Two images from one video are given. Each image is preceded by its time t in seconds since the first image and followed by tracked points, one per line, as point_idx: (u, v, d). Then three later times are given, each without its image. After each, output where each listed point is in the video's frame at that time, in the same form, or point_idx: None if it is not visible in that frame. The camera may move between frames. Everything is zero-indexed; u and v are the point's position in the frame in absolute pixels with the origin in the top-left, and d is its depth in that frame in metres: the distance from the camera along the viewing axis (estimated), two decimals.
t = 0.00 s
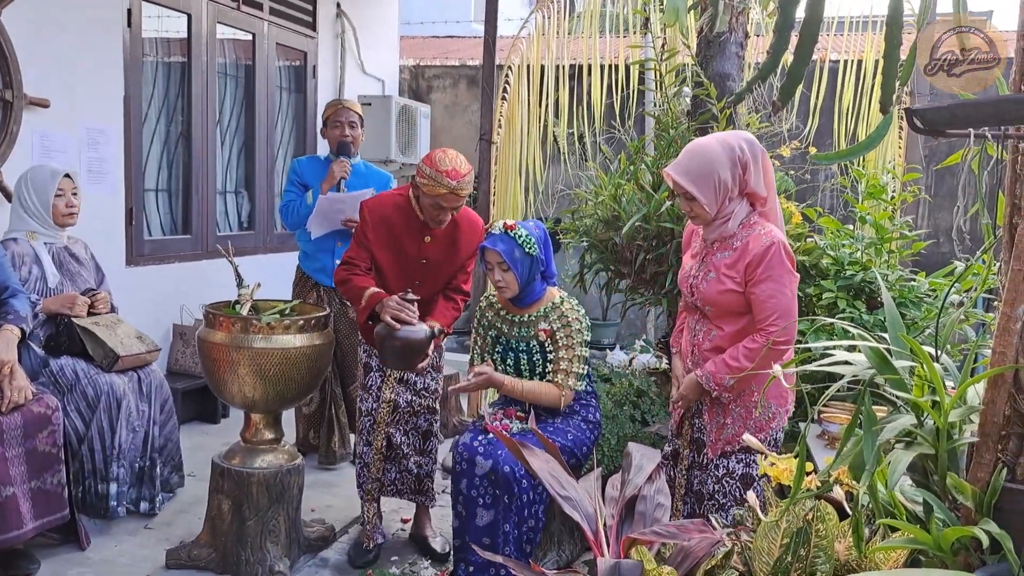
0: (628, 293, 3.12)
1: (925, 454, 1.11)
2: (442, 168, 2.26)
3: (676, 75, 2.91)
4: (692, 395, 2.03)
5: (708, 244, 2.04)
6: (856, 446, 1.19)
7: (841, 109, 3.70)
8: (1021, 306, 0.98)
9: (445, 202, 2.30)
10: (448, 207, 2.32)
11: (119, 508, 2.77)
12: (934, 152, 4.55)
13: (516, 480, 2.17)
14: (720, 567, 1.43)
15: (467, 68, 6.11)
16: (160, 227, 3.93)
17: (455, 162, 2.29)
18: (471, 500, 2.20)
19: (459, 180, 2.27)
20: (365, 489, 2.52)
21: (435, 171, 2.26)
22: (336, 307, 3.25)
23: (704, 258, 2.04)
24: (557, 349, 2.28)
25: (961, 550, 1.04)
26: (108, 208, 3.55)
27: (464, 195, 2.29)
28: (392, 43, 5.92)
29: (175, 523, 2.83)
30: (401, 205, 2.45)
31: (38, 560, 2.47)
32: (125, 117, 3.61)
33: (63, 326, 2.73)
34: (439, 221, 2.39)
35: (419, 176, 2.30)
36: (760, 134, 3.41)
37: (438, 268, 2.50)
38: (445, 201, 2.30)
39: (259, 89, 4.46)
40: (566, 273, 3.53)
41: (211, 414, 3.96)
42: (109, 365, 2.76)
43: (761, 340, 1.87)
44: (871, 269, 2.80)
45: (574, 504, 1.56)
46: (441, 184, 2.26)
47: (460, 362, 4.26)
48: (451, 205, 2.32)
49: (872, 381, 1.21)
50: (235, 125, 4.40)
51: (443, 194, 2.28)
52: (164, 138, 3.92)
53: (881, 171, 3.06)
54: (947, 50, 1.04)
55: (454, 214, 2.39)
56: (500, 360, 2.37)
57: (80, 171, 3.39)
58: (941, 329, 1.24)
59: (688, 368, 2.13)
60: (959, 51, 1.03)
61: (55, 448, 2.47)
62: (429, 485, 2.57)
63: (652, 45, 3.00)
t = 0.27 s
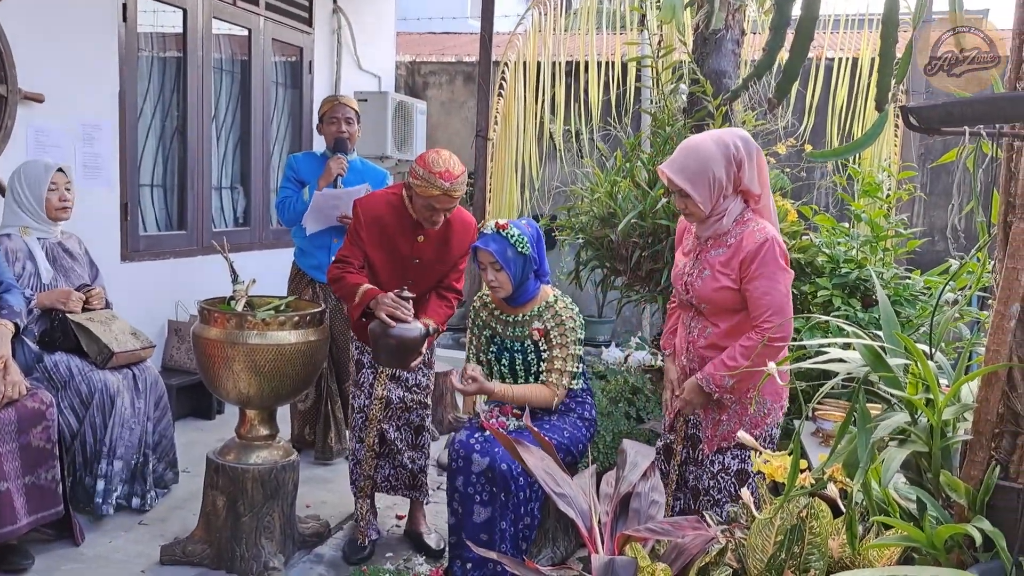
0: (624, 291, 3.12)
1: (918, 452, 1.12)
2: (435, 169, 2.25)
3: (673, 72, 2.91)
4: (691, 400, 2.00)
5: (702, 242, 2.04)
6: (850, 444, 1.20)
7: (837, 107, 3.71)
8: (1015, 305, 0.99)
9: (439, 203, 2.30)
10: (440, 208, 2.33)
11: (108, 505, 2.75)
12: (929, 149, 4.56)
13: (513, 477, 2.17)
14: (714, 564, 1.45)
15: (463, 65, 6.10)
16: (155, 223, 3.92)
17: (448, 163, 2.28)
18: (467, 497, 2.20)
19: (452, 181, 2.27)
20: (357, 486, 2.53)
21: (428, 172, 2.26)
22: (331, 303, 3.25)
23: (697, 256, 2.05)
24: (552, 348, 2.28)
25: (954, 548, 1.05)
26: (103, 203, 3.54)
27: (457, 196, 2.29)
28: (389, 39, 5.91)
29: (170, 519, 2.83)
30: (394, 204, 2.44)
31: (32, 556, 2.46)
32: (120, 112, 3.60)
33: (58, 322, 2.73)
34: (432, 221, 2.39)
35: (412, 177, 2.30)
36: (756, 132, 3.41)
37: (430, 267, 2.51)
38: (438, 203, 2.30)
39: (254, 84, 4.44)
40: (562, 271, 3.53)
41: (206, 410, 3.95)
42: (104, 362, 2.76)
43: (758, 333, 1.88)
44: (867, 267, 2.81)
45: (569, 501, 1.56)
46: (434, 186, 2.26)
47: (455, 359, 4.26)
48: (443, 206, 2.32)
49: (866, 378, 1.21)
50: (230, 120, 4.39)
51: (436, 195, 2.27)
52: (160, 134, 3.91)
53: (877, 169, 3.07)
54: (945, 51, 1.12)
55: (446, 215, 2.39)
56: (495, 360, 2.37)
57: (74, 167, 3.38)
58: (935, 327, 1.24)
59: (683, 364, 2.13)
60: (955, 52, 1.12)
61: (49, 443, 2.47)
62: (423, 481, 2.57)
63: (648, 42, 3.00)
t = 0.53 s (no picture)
0: (620, 287, 3.12)
1: (909, 448, 1.12)
2: (435, 165, 2.26)
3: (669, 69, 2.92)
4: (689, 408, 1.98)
5: (692, 233, 2.05)
6: (842, 441, 1.20)
7: (832, 105, 3.72)
8: (1006, 302, 0.99)
9: (437, 199, 2.30)
10: (438, 204, 2.32)
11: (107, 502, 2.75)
12: (925, 147, 4.57)
13: (508, 473, 2.17)
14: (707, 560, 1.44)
15: (460, 61, 6.10)
16: (151, 218, 3.92)
17: (447, 159, 2.29)
18: (461, 493, 2.21)
19: (451, 177, 2.27)
20: (354, 481, 2.53)
21: (428, 168, 2.26)
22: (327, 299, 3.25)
23: (688, 248, 2.05)
24: (546, 348, 2.29)
25: (944, 543, 1.05)
26: (99, 198, 3.53)
27: (456, 193, 2.29)
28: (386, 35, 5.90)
29: (165, 515, 2.83)
30: (392, 201, 2.45)
31: (28, 551, 2.47)
32: (116, 107, 3.59)
33: (55, 318, 2.72)
34: (431, 218, 2.39)
35: (411, 173, 2.30)
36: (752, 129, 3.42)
37: (428, 264, 2.51)
38: (436, 199, 2.30)
39: (251, 80, 4.44)
40: (558, 267, 3.54)
41: (202, 406, 3.95)
42: (100, 360, 2.76)
43: (748, 326, 1.90)
44: (861, 264, 2.82)
45: (563, 497, 1.57)
46: (433, 182, 2.26)
47: (451, 355, 4.26)
48: (442, 202, 2.32)
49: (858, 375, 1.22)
50: (226, 115, 4.39)
51: (435, 191, 2.27)
52: (156, 129, 3.91)
53: (872, 166, 3.08)
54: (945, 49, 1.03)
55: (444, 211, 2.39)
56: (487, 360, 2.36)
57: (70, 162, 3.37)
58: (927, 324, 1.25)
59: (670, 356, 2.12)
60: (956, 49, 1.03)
61: (44, 438, 2.47)
62: (418, 476, 2.58)
63: (645, 39, 3.00)
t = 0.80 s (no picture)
0: (617, 284, 3.13)
1: (900, 442, 1.14)
2: (433, 161, 2.26)
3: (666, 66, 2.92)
4: (707, 422, 1.98)
5: (686, 227, 2.06)
6: (835, 435, 1.22)
7: (829, 102, 3.72)
8: (996, 297, 1.00)
9: (435, 194, 2.31)
10: (437, 200, 2.32)
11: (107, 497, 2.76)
12: (921, 145, 4.58)
13: (504, 468, 2.18)
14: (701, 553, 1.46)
15: (458, 58, 6.09)
16: (149, 214, 3.92)
17: (446, 155, 2.29)
18: (458, 489, 2.21)
19: (449, 174, 2.27)
20: (350, 476, 2.54)
21: (426, 163, 2.27)
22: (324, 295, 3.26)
23: (681, 240, 2.06)
24: (541, 345, 2.30)
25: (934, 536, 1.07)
26: (97, 194, 3.54)
27: (454, 188, 2.29)
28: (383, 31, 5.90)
29: (163, 510, 2.84)
30: (391, 196, 2.45)
31: (25, 545, 2.47)
32: (113, 103, 3.59)
33: (54, 314, 2.73)
34: (428, 214, 2.39)
35: (410, 168, 2.30)
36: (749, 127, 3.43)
37: (426, 260, 2.52)
38: (435, 194, 2.31)
39: (249, 76, 4.44)
40: (554, 264, 3.54)
41: (199, 401, 3.96)
42: (99, 356, 2.76)
43: (734, 322, 1.90)
44: (857, 261, 2.84)
45: (559, 491, 1.58)
46: (432, 177, 2.26)
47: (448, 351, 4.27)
48: (440, 198, 2.32)
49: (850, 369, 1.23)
50: (224, 110, 4.39)
51: (433, 186, 2.28)
52: (154, 124, 3.91)
53: (867, 164, 3.09)
54: (947, 49, 0.95)
55: (442, 207, 2.39)
56: (481, 356, 2.38)
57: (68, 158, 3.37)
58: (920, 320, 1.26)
59: (661, 349, 2.12)
60: (960, 50, 0.94)
61: (41, 432, 2.48)
62: (415, 471, 2.59)
63: (642, 36, 3.00)
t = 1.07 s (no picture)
0: (613, 280, 3.15)
1: (888, 436, 1.16)
2: (432, 156, 2.28)
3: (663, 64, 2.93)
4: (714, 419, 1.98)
5: (682, 222, 2.08)
6: (824, 429, 1.24)
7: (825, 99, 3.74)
8: (981, 293, 1.02)
9: (432, 190, 2.31)
10: (434, 195, 2.33)
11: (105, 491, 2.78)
12: (916, 142, 4.60)
13: (500, 463, 2.20)
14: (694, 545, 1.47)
15: (456, 54, 6.10)
16: (147, 209, 3.93)
17: (444, 151, 2.31)
18: (454, 483, 2.23)
19: (448, 170, 2.29)
20: (347, 470, 2.56)
21: (424, 159, 2.28)
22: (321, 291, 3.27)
23: (677, 236, 2.07)
24: (538, 339, 2.31)
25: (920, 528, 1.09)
26: (96, 189, 3.55)
27: (451, 184, 2.30)
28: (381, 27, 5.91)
29: (161, 503, 2.86)
30: (389, 191, 2.47)
31: (24, 537, 2.49)
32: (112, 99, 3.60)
33: (53, 309, 2.73)
34: (426, 210, 2.40)
35: (408, 164, 2.32)
36: (745, 124, 3.44)
37: (422, 255, 2.54)
38: (432, 190, 2.32)
39: (247, 72, 4.45)
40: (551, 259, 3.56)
41: (197, 396, 3.97)
42: (98, 350, 2.77)
43: (736, 316, 1.93)
44: (851, 258, 2.87)
45: (553, 485, 1.60)
46: (429, 173, 2.28)
47: (445, 346, 4.29)
48: (437, 193, 2.33)
49: (840, 364, 1.25)
50: (222, 106, 4.40)
51: (431, 182, 2.29)
52: (152, 120, 3.91)
53: (862, 161, 3.11)
54: (947, 49, 0.94)
55: (439, 203, 2.40)
56: (479, 350, 2.39)
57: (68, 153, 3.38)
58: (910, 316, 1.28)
59: (657, 344, 2.13)
60: (959, 50, 0.94)
61: (40, 426, 2.49)
62: (411, 466, 2.60)
63: (639, 33, 3.02)
